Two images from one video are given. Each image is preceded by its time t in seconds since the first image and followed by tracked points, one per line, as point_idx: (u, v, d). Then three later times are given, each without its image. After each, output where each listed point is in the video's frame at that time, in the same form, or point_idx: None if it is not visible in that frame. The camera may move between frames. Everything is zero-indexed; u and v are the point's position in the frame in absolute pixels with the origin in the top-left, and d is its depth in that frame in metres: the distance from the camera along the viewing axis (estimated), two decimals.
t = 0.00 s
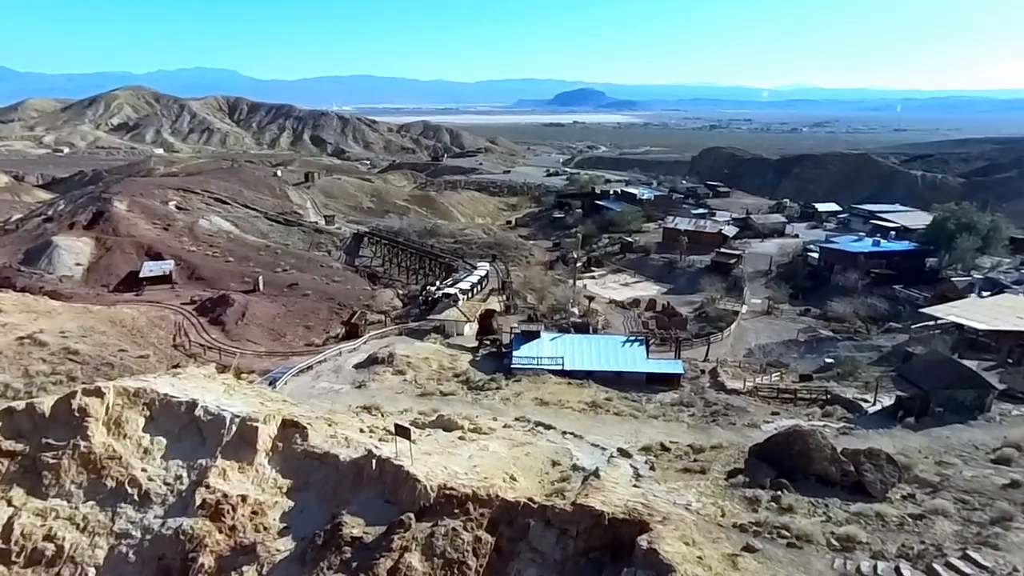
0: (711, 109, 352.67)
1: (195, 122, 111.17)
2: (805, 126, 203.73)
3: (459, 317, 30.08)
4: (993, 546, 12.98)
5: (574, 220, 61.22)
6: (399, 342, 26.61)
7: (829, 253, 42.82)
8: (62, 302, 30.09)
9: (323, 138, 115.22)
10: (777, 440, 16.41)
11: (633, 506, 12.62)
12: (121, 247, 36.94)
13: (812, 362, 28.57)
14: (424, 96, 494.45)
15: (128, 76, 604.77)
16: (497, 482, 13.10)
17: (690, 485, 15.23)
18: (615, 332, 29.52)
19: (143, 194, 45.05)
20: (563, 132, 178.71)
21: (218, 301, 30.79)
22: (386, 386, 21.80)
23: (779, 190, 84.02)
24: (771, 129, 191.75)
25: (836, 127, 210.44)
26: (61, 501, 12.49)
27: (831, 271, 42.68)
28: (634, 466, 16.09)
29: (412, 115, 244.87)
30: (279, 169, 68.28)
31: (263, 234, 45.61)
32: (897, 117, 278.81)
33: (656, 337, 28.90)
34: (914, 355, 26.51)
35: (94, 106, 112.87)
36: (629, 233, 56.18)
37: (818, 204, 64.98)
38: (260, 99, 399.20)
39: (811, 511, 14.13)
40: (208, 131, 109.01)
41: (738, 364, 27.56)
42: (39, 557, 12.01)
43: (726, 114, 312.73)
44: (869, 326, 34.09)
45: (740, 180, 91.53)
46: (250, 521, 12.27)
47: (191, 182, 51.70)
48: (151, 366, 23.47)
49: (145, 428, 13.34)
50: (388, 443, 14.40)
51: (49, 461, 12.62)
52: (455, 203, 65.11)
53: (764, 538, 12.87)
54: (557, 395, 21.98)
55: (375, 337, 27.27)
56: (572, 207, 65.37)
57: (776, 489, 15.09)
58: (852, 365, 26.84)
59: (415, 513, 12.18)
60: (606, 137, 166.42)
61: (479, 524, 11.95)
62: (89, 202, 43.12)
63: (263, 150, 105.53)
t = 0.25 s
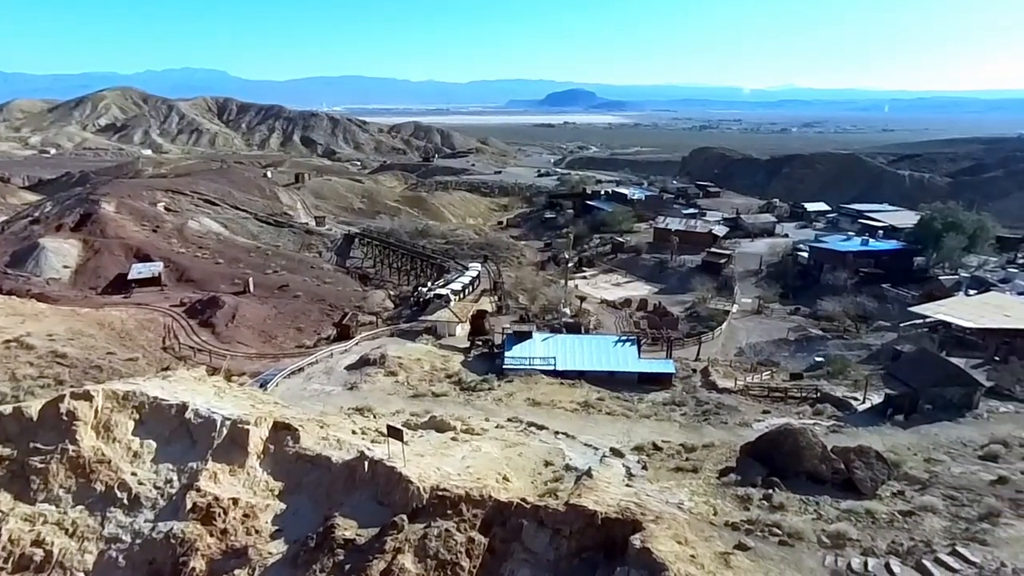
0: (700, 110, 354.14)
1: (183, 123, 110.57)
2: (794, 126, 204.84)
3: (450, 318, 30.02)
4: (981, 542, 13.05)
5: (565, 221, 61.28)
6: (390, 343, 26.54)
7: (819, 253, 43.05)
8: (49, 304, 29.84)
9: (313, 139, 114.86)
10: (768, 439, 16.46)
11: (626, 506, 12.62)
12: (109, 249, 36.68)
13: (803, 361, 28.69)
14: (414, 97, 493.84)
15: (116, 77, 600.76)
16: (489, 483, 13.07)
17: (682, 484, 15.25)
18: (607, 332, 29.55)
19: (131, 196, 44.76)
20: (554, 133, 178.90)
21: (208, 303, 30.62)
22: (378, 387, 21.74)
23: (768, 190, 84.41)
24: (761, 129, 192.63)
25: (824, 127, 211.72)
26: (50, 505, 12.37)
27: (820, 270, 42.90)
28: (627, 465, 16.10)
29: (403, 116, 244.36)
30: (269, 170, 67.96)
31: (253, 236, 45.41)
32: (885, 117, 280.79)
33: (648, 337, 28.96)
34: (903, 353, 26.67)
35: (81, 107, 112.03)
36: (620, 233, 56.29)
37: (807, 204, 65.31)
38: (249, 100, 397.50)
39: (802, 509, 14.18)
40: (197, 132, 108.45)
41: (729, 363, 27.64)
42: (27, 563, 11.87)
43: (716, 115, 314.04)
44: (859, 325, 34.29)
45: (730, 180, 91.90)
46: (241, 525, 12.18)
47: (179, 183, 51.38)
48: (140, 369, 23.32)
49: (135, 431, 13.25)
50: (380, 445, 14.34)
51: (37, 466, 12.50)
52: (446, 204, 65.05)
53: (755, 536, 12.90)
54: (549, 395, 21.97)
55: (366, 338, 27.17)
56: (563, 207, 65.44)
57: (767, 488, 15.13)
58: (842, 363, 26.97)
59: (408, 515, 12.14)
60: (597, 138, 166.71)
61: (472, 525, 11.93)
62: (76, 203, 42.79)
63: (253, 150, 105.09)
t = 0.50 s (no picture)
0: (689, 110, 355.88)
1: (170, 123, 109.78)
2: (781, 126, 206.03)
3: (441, 319, 29.92)
4: (969, 537, 13.11)
5: (555, 221, 61.30)
6: (381, 345, 26.41)
7: (807, 251, 43.27)
8: (35, 307, 29.50)
9: (302, 140, 114.35)
10: (758, 437, 16.50)
11: (618, 505, 12.58)
12: (95, 251, 36.32)
13: (792, 359, 28.80)
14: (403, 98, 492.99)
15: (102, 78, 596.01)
16: (481, 484, 13.02)
17: (674, 483, 15.24)
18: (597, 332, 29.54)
19: (117, 198, 44.36)
20: (543, 133, 179.04)
21: (196, 305, 30.38)
22: (368, 389, 21.62)
23: (757, 190, 84.78)
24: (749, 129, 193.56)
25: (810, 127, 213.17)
26: (36, 511, 12.18)
27: (809, 269, 43.09)
28: (619, 465, 16.08)
29: (392, 117, 243.86)
30: (257, 171, 67.58)
31: (242, 238, 45.14)
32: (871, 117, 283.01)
33: (638, 337, 28.98)
34: (890, 351, 26.82)
35: (66, 108, 110.95)
36: (610, 233, 56.36)
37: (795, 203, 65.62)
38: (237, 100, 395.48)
39: (793, 506, 14.20)
40: (184, 133, 107.72)
41: (719, 362, 27.70)
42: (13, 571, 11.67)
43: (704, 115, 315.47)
44: (847, 323, 34.47)
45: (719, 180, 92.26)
46: (232, 529, 12.07)
47: (167, 185, 50.96)
48: (127, 372, 23.09)
49: (122, 436, 13.10)
50: (372, 447, 14.25)
51: (23, 471, 12.30)
52: (436, 204, 64.92)
53: (747, 534, 12.90)
54: (541, 395, 21.92)
55: (357, 339, 27.02)
56: (553, 207, 65.45)
57: (758, 485, 15.14)
58: (831, 362, 27.09)
59: (400, 517, 12.08)
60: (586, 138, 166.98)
61: (464, 526, 11.88)
62: (61, 205, 42.36)
63: (241, 152, 104.47)
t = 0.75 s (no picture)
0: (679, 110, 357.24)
1: (159, 124, 109.06)
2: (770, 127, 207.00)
3: (433, 320, 29.84)
4: (958, 534, 13.17)
5: (547, 221, 61.31)
6: (372, 346, 26.32)
7: (797, 251, 43.46)
8: (22, 311, 29.24)
9: (292, 141, 113.92)
10: (749, 436, 16.53)
11: (611, 505, 12.56)
12: (83, 253, 36.03)
13: (783, 358, 28.90)
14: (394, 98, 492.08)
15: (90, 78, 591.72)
16: (474, 485, 12.97)
17: (666, 482, 15.24)
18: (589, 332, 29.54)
19: (105, 199, 44.01)
20: (534, 134, 179.13)
21: (186, 308, 30.18)
22: (360, 391, 21.53)
23: (747, 190, 85.11)
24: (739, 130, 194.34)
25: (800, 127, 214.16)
26: (23, 517, 12.05)
27: (798, 268, 43.27)
28: (611, 465, 16.07)
29: (383, 117, 243.40)
30: (247, 172, 67.26)
31: (231, 239, 44.90)
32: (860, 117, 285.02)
33: (630, 337, 29.02)
34: (879, 349, 26.95)
35: (52, 109, 109.96)
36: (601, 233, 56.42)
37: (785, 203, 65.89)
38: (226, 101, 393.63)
39: (784, 504, 14.22)
40: (172, 134, 107.05)
41: (710, 361, 27.75)
42: None
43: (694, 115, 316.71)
44: (837, 322, 34.63)
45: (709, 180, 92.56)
46: (223, 532, 11.97)
47: (155, 186, 50.61)
48: (115, 375, 22.90)
49: (111, 440, 12.98)
50: (364, 449, 14.18)
51: (9, 476, 12.16)
52: (427, 205, 64.80)
53: (739, 533, 12.91)
54: (533, 396, 21.88)
55: (348, 341, 26.90)
56: (545, 208, 65.46)
57: (749, 484, 15.16)
58: (821, 360, 27.19)
59: (393, 519, 12.01)
60: (577, 138, 167.13)
61: (457, 528, 11.84)
62: (48, 207, 42.00)
63: (230, 152, 103.92)
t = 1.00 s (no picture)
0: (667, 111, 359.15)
1: (145, 126, 108.18)
2: (757, 128, 208.21)
3: (423, 321, 29.74)
4: (945, 529, 13.22)
5: (537, 222, 61.30)
6: (362, 348, 26.19)
7: (786, 250, 43.65)
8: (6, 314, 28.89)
9: (281, 142, 113.34)
10: (739, 436, 16.56)
11: (603, 506, 12.50)
12: (68, 256, 35.67)
13: (772, 357, 28.98)
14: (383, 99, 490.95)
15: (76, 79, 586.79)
16: (465, 486, 12.91)
17: (657, 482, 15.21)
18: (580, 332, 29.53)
19: (91, 201, 43.58)
20: (524, 134, 179.20)
21: (173, 310, 29.93)
22: (350, 392, 21.40)
23: (736, 190, 85.43)
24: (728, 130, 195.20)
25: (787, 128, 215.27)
26: (6, 523, 11.88)
27: (787, 267, 43.45)
28: (602, 465, 16.04)
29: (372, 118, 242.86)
30: (235, 173, 66.75)
31: (219, 241, 44.58)
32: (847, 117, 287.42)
33: (620, 337, 29.04)
34: (867, 347, 27.09)
35: (36, 110, 108.73)
36: (591, 233, 56.47)
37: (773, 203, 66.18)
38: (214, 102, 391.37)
39: (774, 503, 14.23)
40: (159, 135, 106.22)
41: (700, 361, 27.80)
42: None
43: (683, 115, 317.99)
44: (826, 320, 34.78)
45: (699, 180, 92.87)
46: (211, 537, 11.85)
47: (142, 188, 50.23)
48: (101, 379, 22.66)
49: (96, 444, 12.84)
50: (354, 451, 14.09)
51: None
52: (417, 206, 64.64)
53: (730, 532, 12.90)
54: (524, 397, 21.82)
55: (338, 343, 26.76)
56: (535, 208, 65.45)
57: (740, 483, 15.16)
58: (809, 359, 27.30)
59: (383, 521, 11.95)
60: (566, 139, 167.36)
61: (449, 530, 11.78)
62: (33, 210, 41.56)
63: (218, 154, 103.28)
